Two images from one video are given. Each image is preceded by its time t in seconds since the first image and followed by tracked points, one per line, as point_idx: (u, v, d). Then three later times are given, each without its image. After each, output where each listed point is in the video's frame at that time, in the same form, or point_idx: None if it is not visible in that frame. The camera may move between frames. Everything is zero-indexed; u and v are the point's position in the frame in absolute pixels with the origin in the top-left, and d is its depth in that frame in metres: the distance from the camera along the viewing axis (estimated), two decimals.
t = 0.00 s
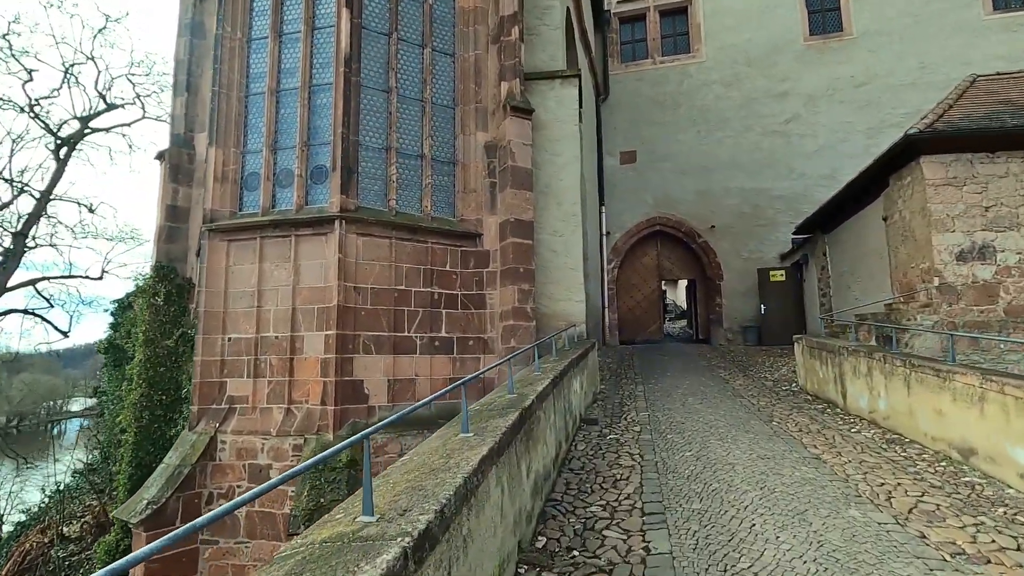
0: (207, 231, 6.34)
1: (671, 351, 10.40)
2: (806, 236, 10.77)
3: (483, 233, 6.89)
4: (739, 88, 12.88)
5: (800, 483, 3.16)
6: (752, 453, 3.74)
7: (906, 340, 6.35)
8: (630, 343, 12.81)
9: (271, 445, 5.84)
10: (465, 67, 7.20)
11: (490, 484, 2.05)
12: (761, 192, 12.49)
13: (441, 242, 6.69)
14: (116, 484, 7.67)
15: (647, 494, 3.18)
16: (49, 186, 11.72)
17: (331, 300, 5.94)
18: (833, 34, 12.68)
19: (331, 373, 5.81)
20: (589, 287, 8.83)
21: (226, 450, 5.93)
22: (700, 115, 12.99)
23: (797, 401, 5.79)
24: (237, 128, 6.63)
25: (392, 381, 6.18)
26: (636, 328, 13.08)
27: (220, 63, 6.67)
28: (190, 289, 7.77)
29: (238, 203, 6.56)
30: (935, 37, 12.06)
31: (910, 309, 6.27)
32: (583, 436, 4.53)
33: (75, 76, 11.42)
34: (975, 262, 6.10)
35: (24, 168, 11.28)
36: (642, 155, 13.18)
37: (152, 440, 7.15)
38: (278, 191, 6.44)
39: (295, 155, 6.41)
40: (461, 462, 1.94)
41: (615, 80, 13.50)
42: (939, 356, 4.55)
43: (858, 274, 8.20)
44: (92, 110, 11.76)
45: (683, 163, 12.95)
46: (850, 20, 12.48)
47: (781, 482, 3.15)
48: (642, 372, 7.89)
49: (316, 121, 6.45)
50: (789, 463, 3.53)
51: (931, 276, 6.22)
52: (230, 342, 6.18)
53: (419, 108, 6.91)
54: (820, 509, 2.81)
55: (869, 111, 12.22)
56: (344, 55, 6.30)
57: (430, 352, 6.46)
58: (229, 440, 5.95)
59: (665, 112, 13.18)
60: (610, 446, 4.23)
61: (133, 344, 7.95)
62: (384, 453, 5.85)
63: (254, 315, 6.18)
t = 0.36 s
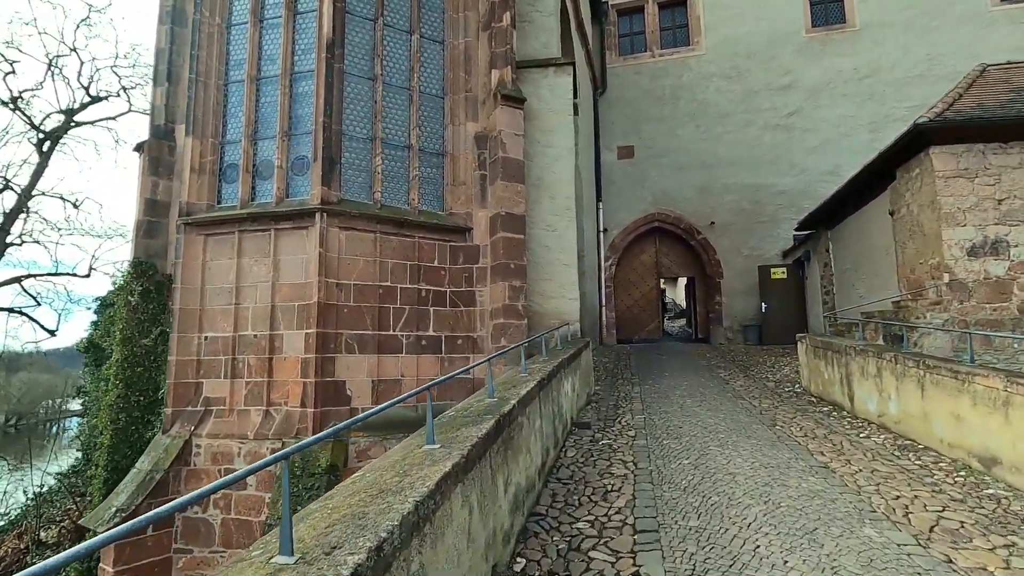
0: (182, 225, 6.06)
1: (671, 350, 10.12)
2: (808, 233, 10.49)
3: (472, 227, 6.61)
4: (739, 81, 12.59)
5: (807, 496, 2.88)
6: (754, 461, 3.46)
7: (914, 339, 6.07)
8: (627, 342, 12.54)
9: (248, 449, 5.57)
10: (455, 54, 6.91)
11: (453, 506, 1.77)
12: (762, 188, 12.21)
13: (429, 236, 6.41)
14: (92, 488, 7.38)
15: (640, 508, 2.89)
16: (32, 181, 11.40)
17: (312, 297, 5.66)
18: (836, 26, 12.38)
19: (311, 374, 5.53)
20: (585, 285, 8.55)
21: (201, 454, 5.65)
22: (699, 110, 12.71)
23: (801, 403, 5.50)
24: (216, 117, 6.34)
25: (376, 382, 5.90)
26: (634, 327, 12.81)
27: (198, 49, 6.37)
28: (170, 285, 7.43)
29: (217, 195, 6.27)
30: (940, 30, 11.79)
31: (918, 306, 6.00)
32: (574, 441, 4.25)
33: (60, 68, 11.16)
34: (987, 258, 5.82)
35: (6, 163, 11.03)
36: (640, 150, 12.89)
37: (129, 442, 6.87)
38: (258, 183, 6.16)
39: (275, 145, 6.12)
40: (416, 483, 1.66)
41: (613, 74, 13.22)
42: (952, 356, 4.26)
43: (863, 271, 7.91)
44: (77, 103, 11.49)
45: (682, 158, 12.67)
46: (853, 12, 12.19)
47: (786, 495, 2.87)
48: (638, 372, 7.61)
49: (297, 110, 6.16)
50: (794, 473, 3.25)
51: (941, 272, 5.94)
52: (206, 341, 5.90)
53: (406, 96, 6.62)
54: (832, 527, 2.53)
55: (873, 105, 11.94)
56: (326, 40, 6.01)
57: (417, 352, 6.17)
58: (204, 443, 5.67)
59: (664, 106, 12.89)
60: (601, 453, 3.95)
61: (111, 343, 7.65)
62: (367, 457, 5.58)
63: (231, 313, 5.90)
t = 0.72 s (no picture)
0: (192, 221, 5.94)
1: (696, 347, 9.74)
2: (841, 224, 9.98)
3: (486, 221, 6.37)
4: (768, 66, 12.06)
5: (854, 519, 2.58)
6: (790, 474, 3.17)
7: (962, 336, 5.64)
8: (650, 339, 12.19)
9: (258, 450, 5.43)
10: (468, 41, 6.64)
11: (443, 544, 1.53)
12: (791, 177, 11.69)
13: (442, 230, 6.18)
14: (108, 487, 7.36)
15: (664, 529, 2.62)
16: (55, 180, 11.50)
17: (321, 294, 5.48)
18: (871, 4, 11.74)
19: (320, 374, 5.36)
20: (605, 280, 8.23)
21: (211, 455, 5.55)
22: (725, 96, 12.21)
23: (836, 406, 5.12)
24: (224, 111, 6.20)
25: (388, 382, 5.71)
26: (657, 323, 12.43)
27: (206, 42, 6.25)
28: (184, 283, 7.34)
29: (226, 191, 6.15)
30: (985, 5, 11.08)
31: (967, 301, 5.68)
32: (591, 447, 3.97)
33: (80, 67, 11.22)
34: None
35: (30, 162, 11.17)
36: (663, 139, 12.46)
37: (144, 441, 6.82)
38: (266, 178, 6.00)
39: (283, 138, 5.96)
40: (397, 519, 1.41)
41: (634, 61, 12.80)
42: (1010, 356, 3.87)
43: (903, 263, 7.44)
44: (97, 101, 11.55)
45: (707, 147, 12.21)
46: None
47: (829, 517, 2.58)
48: (661, 370, 7.29)
49: (306, 102, 5.98)
50: (837, 490, 2.94)
51: (992, 264, 5.49)
52: (216, 340, 5.78)
53: (417, 86, 6.39)
54: (885, 559, 2.23)
55: (911, 87, 11.31)
56: (333, 28, 5.81)
57: (429, 351, 5.96)
58: (214, 444, 5.56)
59: (688, 94, 12.43)
60: (621, 462, 3.67)
61: (127, 341, 7.60)
62: (379, 460, 5.39)
63: (240, 311, 5.76)
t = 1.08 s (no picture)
0: (230, 215, 5.94)
1: (749, 339, 9.21)
2: (914, 205, 9.16)
3: (525, 208, 6.10)
4: (828, 36, 11.22)
5: (953, 550, 2.23)
6: (867, 487, 2.82)
7: None
8: (699, 330, 11.66)
9: (296, 445, 5.38)
10: (504, 19, 6.33)
11: None
12: (854, 155, 10.87)
13: (478, 219, 5.95)
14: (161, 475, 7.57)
15: (721, 552, 2.34)
16: (112, 179, 11.95)
17: (356, 287, 5.35)
18: None
19: (356, 368, 5.24)
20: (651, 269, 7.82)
21: (251, 448, 5.55)
22: (780, 71, 11.45)
23: (913, 406, 4.62)
24: (260, 103, 6.15)
25: (425, 376, 5.55)
26: (707, 313, 11.89)
27: (241, 34, 6.21)
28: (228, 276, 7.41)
29: (262, 184, 6.11)
30: None
31: None
32: (638, 450, 3.68)
33: (131, 68, 11.56)
34: None
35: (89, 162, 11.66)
36: (712, 120, 11.80)
37: (191, 432, 6.96)
38: (301, 170, 5.92)
39: (317, 128, 5.85)
40: (403, 560, 1.18)
41: (680, 38, 12.16)
42: None
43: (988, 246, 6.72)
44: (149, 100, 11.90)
45: (760, 126, 11.49)
46: None
47: (922, 547, 2.24)
48: (713, 364, 6.86)
49: (339, 90, 5.85)
50: (926, 511, 2.56)
51: None
52: (255, 333, 5.76)
53: (452, 69, 6.16)
54: None
55: (993, 51, 10.26)
56: (365, 12, 5.64)
57: (467, 344, 5.77)
58: (254, 438, 5.56)
59: (739, 70, 11.72)
60: (670, 467, 3.37)
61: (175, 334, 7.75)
62: (416, 456, 5.24)
63: (278, 304, 5.72)
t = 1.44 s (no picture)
0: (270, 208, 5.95)
1: (811, 330, 8.61)
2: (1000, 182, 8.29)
3: (567, 194, 5.81)
4: None
5: None
6: (960, 506, 2.48)
7: None
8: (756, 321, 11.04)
9: (336, 438, 5.35)
10: None
11: None
12: (931, 129, 10.02)
13: (518, 206, 5.71)
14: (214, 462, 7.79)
15: None
16: (169, 176, 12.42)
17: (392, 278, 5.23)
18: None
19: (394, 361, 5.13)
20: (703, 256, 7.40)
21: (293, 441, 5.56)
22: (845, 41, 10.61)
23: (1006, 408, 4.10)
24: (297, 94, 6.12)
25: (464, 369, 5.39)
26: (763, 303, 11.24)
27: (278, 25, 6.18)
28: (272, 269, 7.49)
29: (301, 175, 6.09)
30: None
31: None
32: (689, 453, 3.38)
33: (184, 68, 11.93)
34: None
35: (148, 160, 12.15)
36: (769, 96, 11.06)
37: (239, 421, 7.11)
38: (338, 160, 5.85)
39: (353, 117, 5.75)
40: None
41: (733, 11, 11.44)
42: None
43: None
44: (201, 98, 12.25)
45: (823, 101, 10.70)
46: None
47: None
48: (770, 357, 6.41)
49: (375, 77, 5.72)
50: None
51: None
52: (296, 325, 5.76)
53: (489, 51, 5.92)
54: None
55: None
56: None
57: (507, 336, 5.57)
58: (296, 430, 5.56)
59: (799, 41, 10.92)
60: (725, 474, 3.07)
61: (224, 325, 7.93)
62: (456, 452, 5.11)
63: (317, 296, 5.69)
